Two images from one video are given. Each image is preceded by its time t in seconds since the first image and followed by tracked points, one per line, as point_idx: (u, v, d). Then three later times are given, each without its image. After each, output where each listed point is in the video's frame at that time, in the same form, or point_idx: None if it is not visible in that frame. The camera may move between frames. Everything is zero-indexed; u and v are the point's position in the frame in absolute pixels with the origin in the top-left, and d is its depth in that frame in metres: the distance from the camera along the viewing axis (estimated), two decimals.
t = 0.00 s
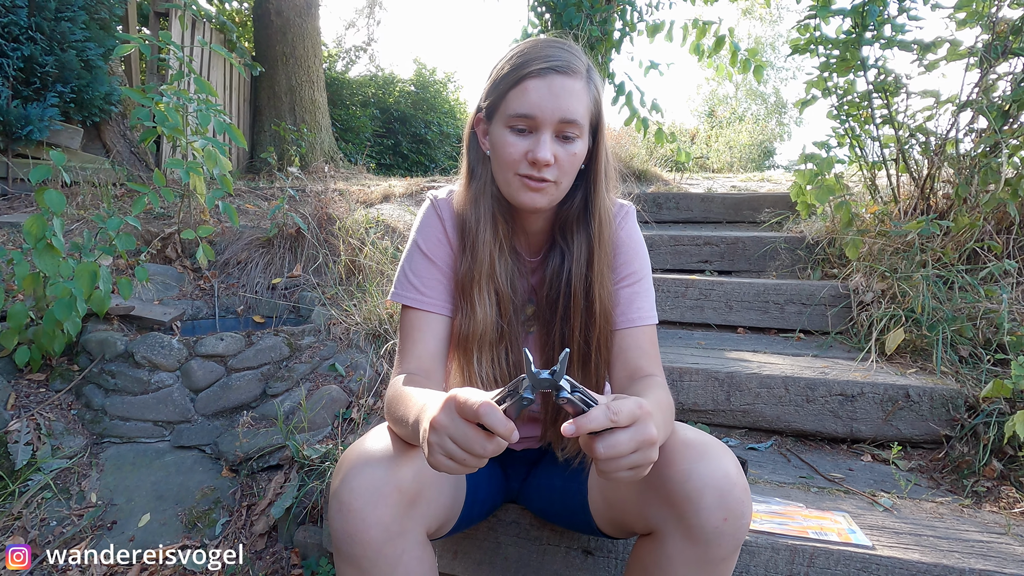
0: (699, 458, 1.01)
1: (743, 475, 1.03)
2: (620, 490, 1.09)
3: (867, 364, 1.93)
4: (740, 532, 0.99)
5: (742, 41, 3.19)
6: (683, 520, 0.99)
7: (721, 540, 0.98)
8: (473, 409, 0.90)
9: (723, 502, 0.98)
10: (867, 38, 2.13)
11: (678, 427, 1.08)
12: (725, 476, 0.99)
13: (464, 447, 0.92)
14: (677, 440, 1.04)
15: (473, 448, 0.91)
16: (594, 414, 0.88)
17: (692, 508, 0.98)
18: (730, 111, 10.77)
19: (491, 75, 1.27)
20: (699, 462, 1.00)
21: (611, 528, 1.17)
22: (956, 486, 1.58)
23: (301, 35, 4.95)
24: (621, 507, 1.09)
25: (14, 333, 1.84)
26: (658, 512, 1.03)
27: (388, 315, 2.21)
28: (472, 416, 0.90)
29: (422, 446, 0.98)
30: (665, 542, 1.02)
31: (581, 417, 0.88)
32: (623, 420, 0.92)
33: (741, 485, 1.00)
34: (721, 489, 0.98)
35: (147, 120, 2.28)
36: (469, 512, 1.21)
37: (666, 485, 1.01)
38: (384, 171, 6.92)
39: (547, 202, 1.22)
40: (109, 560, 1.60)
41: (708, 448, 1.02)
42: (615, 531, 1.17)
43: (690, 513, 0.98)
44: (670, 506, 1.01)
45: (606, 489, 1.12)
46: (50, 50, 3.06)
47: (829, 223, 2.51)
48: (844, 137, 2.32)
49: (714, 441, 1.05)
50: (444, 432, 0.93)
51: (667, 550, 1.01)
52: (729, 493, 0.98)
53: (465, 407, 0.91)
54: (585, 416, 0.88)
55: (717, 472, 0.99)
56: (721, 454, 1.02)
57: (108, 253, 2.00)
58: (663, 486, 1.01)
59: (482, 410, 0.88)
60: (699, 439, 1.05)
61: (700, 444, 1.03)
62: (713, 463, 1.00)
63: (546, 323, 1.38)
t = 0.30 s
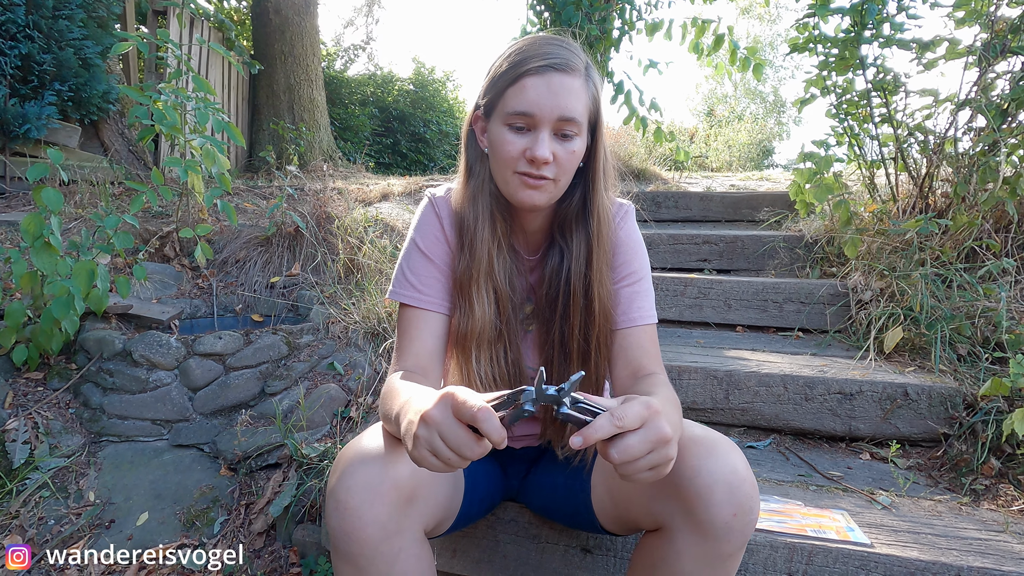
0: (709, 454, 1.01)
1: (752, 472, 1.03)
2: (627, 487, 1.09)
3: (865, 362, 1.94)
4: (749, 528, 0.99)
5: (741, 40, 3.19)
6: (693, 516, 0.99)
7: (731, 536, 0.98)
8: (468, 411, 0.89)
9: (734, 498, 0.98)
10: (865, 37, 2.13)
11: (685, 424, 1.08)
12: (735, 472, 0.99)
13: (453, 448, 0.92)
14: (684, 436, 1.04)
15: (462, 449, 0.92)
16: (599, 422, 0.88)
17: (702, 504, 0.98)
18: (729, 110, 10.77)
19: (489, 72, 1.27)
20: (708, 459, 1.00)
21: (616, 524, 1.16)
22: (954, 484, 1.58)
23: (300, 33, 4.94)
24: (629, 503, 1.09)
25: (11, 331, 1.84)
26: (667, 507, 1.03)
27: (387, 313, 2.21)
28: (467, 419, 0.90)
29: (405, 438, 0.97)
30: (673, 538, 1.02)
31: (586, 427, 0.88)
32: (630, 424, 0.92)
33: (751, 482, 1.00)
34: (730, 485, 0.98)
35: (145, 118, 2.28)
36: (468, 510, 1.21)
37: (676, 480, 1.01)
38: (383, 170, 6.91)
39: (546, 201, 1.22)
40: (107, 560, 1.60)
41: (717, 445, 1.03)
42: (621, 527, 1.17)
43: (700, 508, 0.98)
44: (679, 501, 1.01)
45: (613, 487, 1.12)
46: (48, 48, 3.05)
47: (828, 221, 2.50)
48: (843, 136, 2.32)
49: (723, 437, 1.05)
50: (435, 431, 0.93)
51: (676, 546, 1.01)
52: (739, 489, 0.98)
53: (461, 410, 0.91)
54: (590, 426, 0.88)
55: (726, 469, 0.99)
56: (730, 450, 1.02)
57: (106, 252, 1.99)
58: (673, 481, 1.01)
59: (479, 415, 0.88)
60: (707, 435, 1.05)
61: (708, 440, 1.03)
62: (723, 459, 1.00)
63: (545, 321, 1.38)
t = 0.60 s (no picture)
0: (720, 449, 1.01)
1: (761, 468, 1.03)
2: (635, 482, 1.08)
3: (864, 361, 1.94)
4: (759, 523, 0.99)
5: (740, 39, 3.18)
6: (703, 510, 0.99)
7: (740, 530, 0.98)
8: (477, 430, 0.89)
9: (745, 493, 0.98)
10: (864, 36, 2.13)
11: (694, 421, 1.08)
12: (746, 468, 0.99)
13: (450, 463, 0.91)
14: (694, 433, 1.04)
15: (459, 464, 0.91)
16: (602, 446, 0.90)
17: (714, 498, 0.98)
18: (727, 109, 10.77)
19: (485, 71, 1.26)
20: (721, 454, 1.00)
21: (621, 520, 1.16)
22: (953, 482, 1.58)
23: (298, 32, 4.93)
24: (636, 499, 1.09)
25: (9, 330, 1.83)
26: (676, 503, 1.02)
27: (386, 312, 2.21)
28: (472, 437, 0.90)
29: (399, 442, 0.94)
30: (682, 532, 1.01)
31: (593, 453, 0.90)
32: (637, 446, 0.91)
33: (761, 477, 1.01)
34: (743, 480, 0.98)
35: (143, 117, 2.27)
36: (465, 507, 1.21)
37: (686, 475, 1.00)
38: (381, 169, 6.90)
39: (544, 198, 1.22)
40: (106, 559, 1.60)
41: (727, 441, 1.03)
42: (626, 523, 1.16)
43: (711, 503, 0.98)
44: (689, 496, 1.00)
45: (620, 482, 1.11)
46: (45, 47, 3.05)
47: (827, 220, 2.50)
48: (841, 135, 2.32)
49: (733, 434, 1.06)
50: (436, 443, 0.91)
51: (685, 540, 1.01)
52: (750, 484, 0.99)
53: (468, 427, 0.90)
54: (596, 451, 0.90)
55: (739, 464, 1.00)
56: (740, 446, 1.03)
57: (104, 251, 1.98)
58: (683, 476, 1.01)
59: (489, 436, 0.88)
60: (716, 432, 1.05)
61: (718, 436, 1.04)
62: (734, 455, 1.01)
63: (544, 319, 1.37)
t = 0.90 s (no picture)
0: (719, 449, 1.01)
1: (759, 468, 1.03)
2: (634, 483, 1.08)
3: (863, 360, 1.94)
4: (757, 523, 0.99)
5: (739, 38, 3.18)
6: (701, 510, 0.99)
7: (739, 531, 0.98)
8: (495, 456, 0.89)
9: (743, 493, 0.98)
10: (863, 36, 2.13)
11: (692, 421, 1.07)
12: (745, 468, 0.99)
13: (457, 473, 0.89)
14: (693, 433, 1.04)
15: (464, 477, 0.89)
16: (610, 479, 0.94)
17: (712, 498, 0.98)
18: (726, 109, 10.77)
19: (487, 70, 1.26)
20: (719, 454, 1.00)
21: (620, 520, 1.16)
22: (952, 481, 1.58)
23: (297, 31, 4.92)
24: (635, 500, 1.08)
25: (7, 329, 1.83)
26: (675, 503, 1.02)
27: (384, 311, 2.20)
28: (488, 460, 0.89)
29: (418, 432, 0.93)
30: (680, 532, 1.01)
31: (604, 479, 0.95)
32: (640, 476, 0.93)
33: (760, 477, 1.00)
34: (741, 480, 0.98)
35: (142, 116, 2.27)
36: (460, 506, 1.21)
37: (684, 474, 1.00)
38: (380, 168, 6.90)
39: (545, 199, 1.22)
40: (105, 559, 1.59)
41: (726, 440, 1.02)
42: (624, 523, 1.16)
43: (710, 503, 0.98)
44: (687, 496, 1.00)
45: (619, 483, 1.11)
46: (43, 45, 3.04)
47: (826, 220, 2.50)
48: (841, 134, 2.32)
49: (732, 434, 1.06)
50: (454, 446, 0.90)
51: (683, 539, 1.01)
52: (749, 484, 0.98)
53: (488, 448, 0.89)
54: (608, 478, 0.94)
55: (737, 464, 0.99)
56: (739, 446, 1.02)
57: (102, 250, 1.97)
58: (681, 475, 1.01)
59: (503, 467, 0.88)
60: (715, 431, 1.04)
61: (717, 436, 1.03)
62: (733, 455, 1.00)
63: (543, 318, 1.37)
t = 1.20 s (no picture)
0: (720, 448, 1.01)
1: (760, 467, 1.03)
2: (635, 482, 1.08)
3: (863, 359, 1.94)
4: (758, 522, 0.99)
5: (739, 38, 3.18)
6: (702, 508, 0.99)
7: (740, 529, 0.98)
8: (496, 465, 0.88)
9: (744, 492, 0.98)
10: (863, 35, 2.13)
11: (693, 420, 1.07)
12: (746, 467, 0.99)
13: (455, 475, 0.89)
14: (694, 432, 1.04)
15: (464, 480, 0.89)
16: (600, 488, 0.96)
17: (713, 496, 0.98)
18: (725, 109, 10.77)
19: (487, 70, 1.26)
20: (720, 452, 1.00)
21: (620, 519, 1.16)
22: (951, 480, 1.58)
23: (296, 30, 4.92)
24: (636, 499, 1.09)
25: (5, 329, 1.82)
26: (676, 501, 1.02)
27: (384, 310, 2.20)
28: (489, 467, 0.88)
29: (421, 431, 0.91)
30: (681, 531, 1.01)
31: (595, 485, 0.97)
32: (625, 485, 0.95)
33: (761, 476, 1.00)
34: (742, 479, 0.98)
35: (141, 115, 2.26)
36: (460, 505, 1.21)
37: (686, 473, 1.00)
38: (380, 168, 6.90)
39: (548, 197, 1.22)
40: (104, 559, 1.59)
41: (727, 439, 1.02)
42: (625, 522, 1.16)
43: (710, 502, 0.98)
44: (688, 495, 1.00)
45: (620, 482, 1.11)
46: (41, 45, 3.04)
47: (826, 219, 2.50)
48: (840, 134, 2.32)
49: (733, 433, 1.05)
50: (456, 449, 0.89)
51: (683, 538, 1.01)
52: (750, 483, 0.98)
53: (490, 457, 0.89)
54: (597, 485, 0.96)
55: (738, 463, 0.99)
56: (740, 445, 1.02)
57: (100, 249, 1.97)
58: (682, 474, 1.01)
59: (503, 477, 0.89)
60: (717, 430, 1.04)
61: (718, 434, 1.03)
62: (734, 454, 1.00)
63: (546, 318, 1.37)
